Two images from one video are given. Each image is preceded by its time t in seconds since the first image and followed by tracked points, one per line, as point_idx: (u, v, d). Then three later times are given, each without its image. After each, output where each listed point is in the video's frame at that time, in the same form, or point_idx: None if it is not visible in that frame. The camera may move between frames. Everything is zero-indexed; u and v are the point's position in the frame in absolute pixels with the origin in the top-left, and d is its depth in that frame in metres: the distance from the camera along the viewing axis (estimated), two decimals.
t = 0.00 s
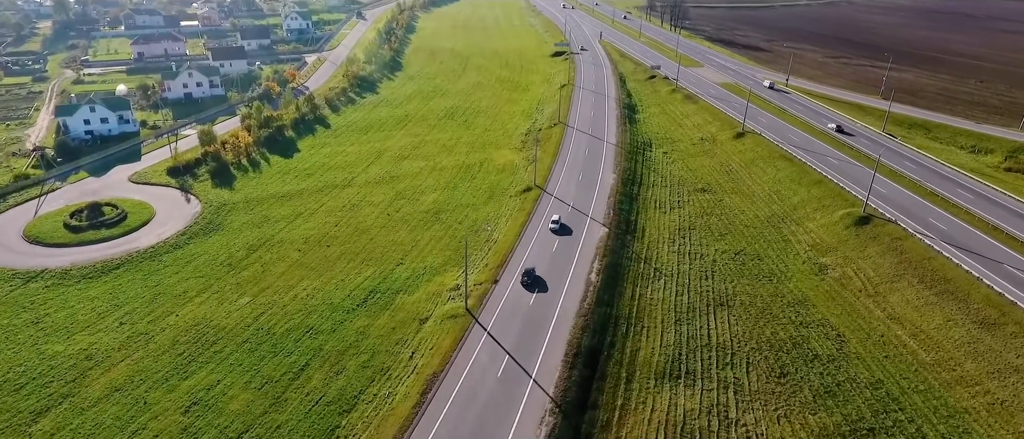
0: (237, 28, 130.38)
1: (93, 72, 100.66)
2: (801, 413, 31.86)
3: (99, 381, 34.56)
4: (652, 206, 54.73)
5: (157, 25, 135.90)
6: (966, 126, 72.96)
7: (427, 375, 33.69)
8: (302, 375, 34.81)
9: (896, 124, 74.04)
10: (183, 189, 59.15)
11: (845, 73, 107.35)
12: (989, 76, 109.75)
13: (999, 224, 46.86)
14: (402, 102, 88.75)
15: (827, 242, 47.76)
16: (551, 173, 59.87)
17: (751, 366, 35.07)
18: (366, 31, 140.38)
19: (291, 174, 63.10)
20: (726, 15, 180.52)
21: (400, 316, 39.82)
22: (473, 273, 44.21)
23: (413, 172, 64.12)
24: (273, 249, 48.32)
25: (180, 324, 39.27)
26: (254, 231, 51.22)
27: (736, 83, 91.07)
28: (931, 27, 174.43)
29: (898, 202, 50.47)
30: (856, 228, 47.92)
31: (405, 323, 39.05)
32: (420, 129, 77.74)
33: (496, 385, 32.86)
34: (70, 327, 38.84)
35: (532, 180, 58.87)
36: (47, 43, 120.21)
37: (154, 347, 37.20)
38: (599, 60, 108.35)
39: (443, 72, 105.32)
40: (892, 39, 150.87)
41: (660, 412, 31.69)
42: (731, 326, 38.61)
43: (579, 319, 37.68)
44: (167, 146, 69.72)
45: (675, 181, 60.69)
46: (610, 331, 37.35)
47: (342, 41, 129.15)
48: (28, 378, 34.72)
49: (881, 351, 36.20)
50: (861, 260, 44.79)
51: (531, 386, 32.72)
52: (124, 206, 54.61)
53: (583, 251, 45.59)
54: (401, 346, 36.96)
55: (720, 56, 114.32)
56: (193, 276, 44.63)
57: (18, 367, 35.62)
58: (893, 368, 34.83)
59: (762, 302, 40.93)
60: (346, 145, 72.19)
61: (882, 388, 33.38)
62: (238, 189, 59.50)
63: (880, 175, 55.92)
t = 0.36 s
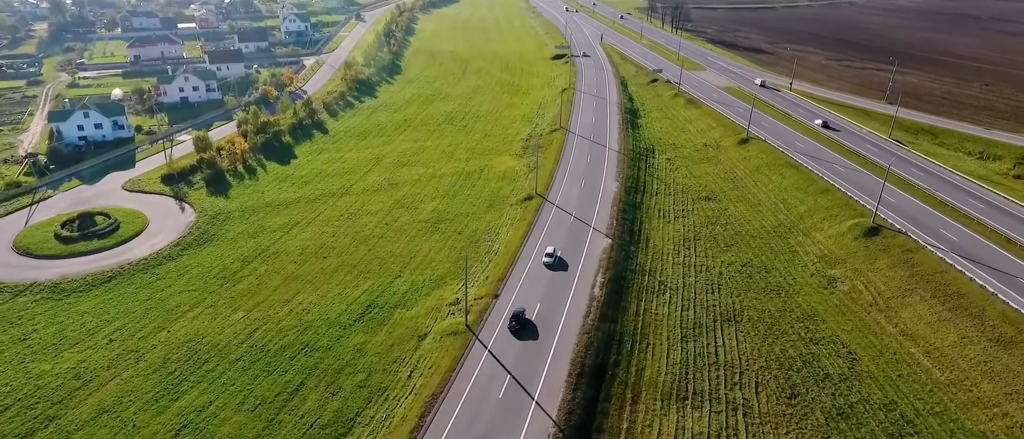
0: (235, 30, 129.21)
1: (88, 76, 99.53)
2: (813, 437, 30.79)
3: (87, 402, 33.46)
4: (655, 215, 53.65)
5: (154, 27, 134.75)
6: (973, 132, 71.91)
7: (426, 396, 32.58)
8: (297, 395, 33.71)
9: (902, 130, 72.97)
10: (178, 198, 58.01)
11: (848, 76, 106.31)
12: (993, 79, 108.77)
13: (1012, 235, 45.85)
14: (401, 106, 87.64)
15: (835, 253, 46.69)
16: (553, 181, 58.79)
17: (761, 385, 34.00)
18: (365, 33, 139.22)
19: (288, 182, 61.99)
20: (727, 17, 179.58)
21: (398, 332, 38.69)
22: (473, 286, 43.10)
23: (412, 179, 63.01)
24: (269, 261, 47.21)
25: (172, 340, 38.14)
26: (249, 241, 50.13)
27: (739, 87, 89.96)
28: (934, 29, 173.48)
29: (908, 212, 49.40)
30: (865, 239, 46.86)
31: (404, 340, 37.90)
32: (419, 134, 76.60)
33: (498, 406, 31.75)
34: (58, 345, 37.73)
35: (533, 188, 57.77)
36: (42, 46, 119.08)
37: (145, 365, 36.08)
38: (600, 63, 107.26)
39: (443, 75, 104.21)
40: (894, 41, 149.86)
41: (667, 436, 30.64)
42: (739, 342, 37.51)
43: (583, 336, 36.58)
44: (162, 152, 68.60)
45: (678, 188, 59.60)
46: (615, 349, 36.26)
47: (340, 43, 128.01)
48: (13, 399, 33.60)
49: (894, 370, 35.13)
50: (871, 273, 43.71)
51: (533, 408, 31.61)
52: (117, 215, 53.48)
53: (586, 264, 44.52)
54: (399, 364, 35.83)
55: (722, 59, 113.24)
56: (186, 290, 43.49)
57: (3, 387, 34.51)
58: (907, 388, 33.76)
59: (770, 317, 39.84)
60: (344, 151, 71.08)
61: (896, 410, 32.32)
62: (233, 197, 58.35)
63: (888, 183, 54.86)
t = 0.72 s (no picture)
0: (233, 32, 128.11)
1: (83, 80, 98.41)
2: None
3: (74, 424, 32.41)
4: (659, 225, 52.52)
5: (151, 30, 133.65)
6: (981, 138, 70.82)
7: (425, 419, 31.47)
8: (292, 417, 32.64)
9: (909, 136, 71.88)
10: (172, 206, 56.85)
11: (852, 80, 105.21)
12: (999, 82, 107.68)
13: None
14: (400, 111, 86.53)
15: (844, 265, 45.58)
16: (554, 189, 57.65)
17: (771, 407, 32.90)
18: (364, 35, 138.09)
19: (285, 190, 60.87)
20: (729, 18, 178.47)
21: (396, 349, 37.56)
22: (473, 300, 41.96)
23: (411, 186, 61.91)
24: (264, 273, 46.06)
25: (163, 358, 37.07)
26: (244, 253, 49.03)
27: (742, 92, 88.82)
28: (937, 31, 172.39)
29: (918, 223, 48.29)
30: (875, 250, 45.76)
31: (402, 358, 36.77)
32: (419, 140, 75.46)
33: (500, 430, 30.68)
34: (47, 363, 36.68)
35: (535, 197, 56.65)
36: (38, 49, 118.00)
37: (135, 384, 35.01)
38: (601, 66, 106.16)
39: (442, 79, 103.08)
40: (898, 43, 148.80)
41: None
42: (747, 360, 36.42)
43: (586, 354, 35.49)
44: (157, 159, 67.47)
45: (683, 197, 58.47)
46: (619, 368, 35.16)
47: (340, 46, 126.89)
48: None
49: (908, 389, 34.04)
50: (882, 286, 42.61)
51: (536, 432, 30.54)
52: (109, 225, 52.39)
53: (589, 277, 43.42)
54: (397, 384, 34.70)
55: (725, 62, 112.09)
56: (179, 304, 42.39)
57: None
58: (922, 409, 32.68)
59: (779, 333, 38.75)
60: (342, 157, 69.94)
61: (911, 433, 31.26)
62: (229, 206, 57.21)
63: (896, 192, 53.83)
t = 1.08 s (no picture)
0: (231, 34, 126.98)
1: (79, 83, 97.28)
2: None
3: None
4: (664, 235, 51.43)
5: (148, 32, 132.61)
6: (989, 144, 69.78)
7: None
8: None
9: (916, 142, 70.81)
10: (167, 215, 55.72)
11: (857, 83, 104.15)
12: (1005, 86, 106.67)
13: None
14: (399, 116, 85.43)
15: (854, 278, 44.48)
16: (556, 198, 56.53)
17: (782, 430, 31.82)
18: (363, 37, 137.02)
19: (282, 198, 59.78)
20: (731, 20, 177.47)
21: (394, 367, 36.43)
22: (473, 315, 40.83)
23: (411, 194, 60.81)
24: (259, 286, 44.93)
25: (154, 377, 35.95)
26: (239, 264, 47.93)
27: (745, 96, 87.74)
28: (940, 33, 171.40)
29: (929, 234, 47.21)
30: (885, 263, 44.69)
31: (400, 377, 35.64)
32: (418, 146, 74.35)
33: None
34: (33, 382, 35.56)
35: (537, 206, 55.57)
36: (34, 52, 116.88)
37: (124, 405, 33.90)
38: (603, 69, 105.07)
39: (442, 82, 101.96)
40: (901, 45, 147.79)
41: None
42: (757, 379, 35.30)
43: (590, 374, 34.39)
44: (152, 166, 66.35)
45: (687, 205, 57.38)
46: (625, 388, 34.06)
47: (338, 48, 125.78)
48: None
49: (923, 410, 32.97)
50: (893, 301, 41.52)
51: None
52: (101, 235, 51.28)
53: (592, 291, 42.29)
54: (395, 405, 33.57)
55: (727, 65, 110.98)
56: (171, 319, 41.25)
57: None
58: (938, 432, 31.63)
59: (789, 351, 37.65)
60: (340, 163, 68.82)
61: None
62: (225, 214, 56.10)
63: (905, 201, 52.80)
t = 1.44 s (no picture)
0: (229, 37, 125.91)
1: (74, 87, 96.18)
2: None
3: None
4: (668, 245, 50.32)
5: (146, 34, 131.48)
6: (997, 150, 68.67)
7: None
8: None
9: (923, 149, 69.67)
10: (161, 225, 54.61)
11: (861, 87, 103.04)
12: (1011, 89, 105.51)
13: None
14: (398, 120, 84.31)
15: (864, 292, 43.38)
16: (558, 207, 55.41)
17: None
18: (362, 40, 135.88)
19: (279, 206, 58.66)
20: (732, 21, 176.39)
21: (392, 386, 35.33)
22: (473, 331, 39.72)
23: (410, 202, 59.73)
24: (254, 299, 43.84)
25: (143, 397, 34.85)
26: (234, 276, 46.80)
27: (749, 100, 86.63)
28: (943, 34, 170.34)
29: (940, 245, 46.15)
30: (896, 276, 43.60)
31: (398, 397, 34.54)
32: (417, 151, 73.22)
33: None
34: (19, 403, 34.48)
35: (538, 215, 54.46)
36: (30, 54, 115.84)
37: (113, 427, 32.83)
38: (604, 73, 103.96)
39: (442, 86, 100.81)
40: (905, 47, 146.67)
41: None
42: (766, 400, 34.20)
43: (595, 394, 33.33)
44: (147, 173, 65.25)
45: (691, 214, 56.27)
46: (630, 409, 33.00)
47: (337, 51, 124.70)
48: None
49: (938, 433, 31.89)
50: (905, 316, 40.42)
51: None
52: (93, 246, 50.18)
53: (596, 305, 41.16)
54: (392, 427, 32.49)
55: (730, 68, 109.84)
56: (162, 334, 40.12)
57: None
58: None
59: (798, 369, 36.55)
60: (338, 170, 67.69)
61: None
62: (220, 223, 54.98)
63: (914, 211, 51.77)
